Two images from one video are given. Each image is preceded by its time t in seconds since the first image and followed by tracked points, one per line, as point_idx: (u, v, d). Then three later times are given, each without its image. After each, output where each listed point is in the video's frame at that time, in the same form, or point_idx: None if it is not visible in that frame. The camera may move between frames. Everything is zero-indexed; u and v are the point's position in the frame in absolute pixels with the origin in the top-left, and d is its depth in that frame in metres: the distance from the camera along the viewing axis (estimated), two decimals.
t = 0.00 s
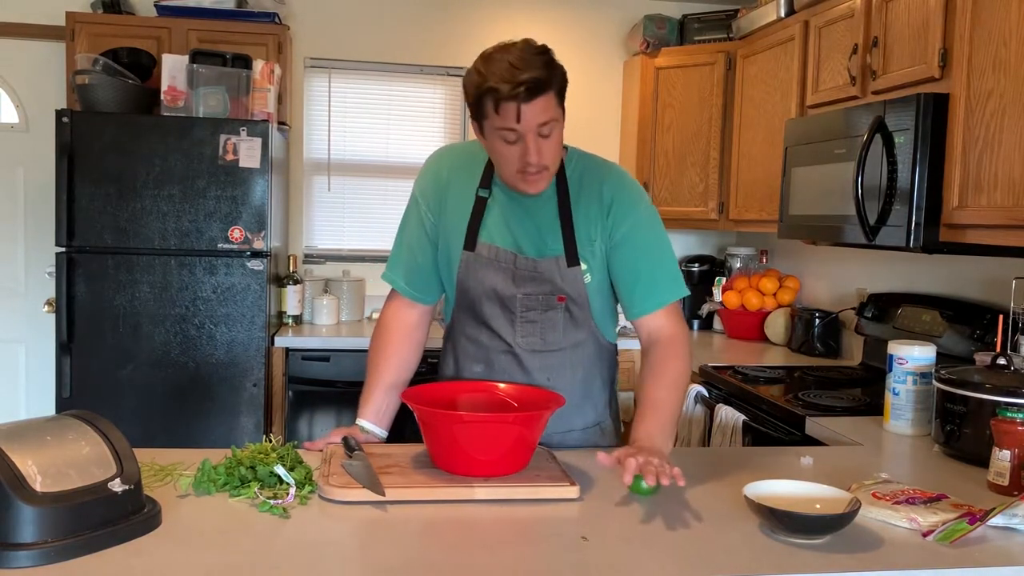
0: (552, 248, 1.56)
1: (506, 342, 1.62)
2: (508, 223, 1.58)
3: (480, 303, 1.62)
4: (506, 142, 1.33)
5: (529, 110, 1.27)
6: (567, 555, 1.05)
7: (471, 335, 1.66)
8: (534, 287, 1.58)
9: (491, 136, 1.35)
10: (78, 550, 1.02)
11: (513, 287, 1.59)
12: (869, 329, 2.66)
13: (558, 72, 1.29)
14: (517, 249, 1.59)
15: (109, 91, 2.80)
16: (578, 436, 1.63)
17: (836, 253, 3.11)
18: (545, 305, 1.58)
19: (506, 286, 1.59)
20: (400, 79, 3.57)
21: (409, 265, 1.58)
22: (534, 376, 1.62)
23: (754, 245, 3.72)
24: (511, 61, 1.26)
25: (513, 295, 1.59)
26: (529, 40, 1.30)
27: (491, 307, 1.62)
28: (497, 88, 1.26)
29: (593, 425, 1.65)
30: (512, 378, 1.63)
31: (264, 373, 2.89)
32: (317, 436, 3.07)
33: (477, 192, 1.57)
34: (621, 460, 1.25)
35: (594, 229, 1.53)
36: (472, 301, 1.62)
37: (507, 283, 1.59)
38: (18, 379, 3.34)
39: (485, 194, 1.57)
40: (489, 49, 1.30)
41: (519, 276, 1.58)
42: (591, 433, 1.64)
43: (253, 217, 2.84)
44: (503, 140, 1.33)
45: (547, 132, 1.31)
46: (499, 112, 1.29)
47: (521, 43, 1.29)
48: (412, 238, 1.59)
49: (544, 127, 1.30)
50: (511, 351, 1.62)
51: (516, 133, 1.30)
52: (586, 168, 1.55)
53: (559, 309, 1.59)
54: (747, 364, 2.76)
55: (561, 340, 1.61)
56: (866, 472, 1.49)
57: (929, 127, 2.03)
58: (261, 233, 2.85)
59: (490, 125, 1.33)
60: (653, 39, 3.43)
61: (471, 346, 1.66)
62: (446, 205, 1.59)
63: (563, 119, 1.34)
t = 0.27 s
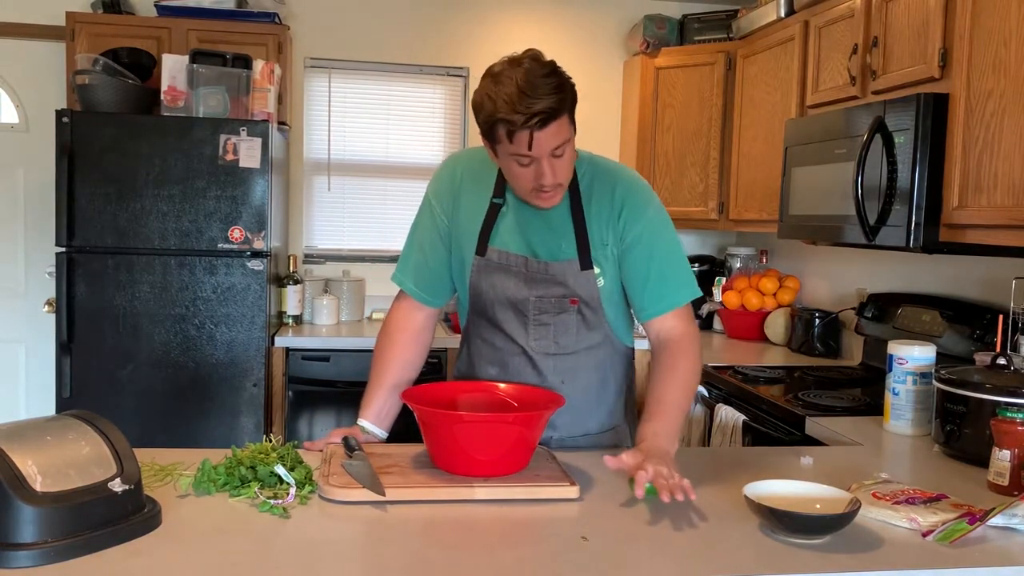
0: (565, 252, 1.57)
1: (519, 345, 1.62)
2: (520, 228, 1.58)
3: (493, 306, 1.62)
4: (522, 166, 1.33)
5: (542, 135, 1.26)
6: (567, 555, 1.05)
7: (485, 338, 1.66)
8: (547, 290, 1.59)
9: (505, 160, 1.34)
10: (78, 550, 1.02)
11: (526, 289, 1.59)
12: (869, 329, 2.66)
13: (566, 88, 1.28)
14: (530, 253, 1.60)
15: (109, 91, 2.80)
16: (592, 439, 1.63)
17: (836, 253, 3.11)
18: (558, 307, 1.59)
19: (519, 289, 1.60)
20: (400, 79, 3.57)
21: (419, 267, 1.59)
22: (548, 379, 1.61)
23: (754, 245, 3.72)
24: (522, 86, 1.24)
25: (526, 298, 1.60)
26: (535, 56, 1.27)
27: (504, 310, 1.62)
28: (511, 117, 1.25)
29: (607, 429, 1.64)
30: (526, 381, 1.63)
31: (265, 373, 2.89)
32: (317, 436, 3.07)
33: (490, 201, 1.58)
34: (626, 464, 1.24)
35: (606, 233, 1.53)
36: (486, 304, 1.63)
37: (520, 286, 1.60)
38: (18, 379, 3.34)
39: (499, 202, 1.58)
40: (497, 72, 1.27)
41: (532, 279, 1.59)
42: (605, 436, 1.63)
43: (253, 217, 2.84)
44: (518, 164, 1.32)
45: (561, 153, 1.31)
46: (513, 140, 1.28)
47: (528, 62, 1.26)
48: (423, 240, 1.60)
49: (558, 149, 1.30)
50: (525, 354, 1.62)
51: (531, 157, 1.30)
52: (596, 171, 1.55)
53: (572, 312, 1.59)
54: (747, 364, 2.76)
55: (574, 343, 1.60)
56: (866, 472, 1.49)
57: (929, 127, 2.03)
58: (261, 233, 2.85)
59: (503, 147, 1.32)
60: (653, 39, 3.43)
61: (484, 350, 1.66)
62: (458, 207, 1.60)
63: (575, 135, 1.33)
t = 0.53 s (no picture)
0: (568, 253, 1.57)
1: (521, 346, 1.62)
2: (521, 229, 1.58)
3: (495, 308, 1.63)
4: (515, 170, 1.33)
5: (534, 141, 1.26)
6: (567, 555, 1.05)
7: (489, 340, 1.67)
8: (547, 292, 1.59)
9: (500, 163, 1.34)
10: (78, 550, 1.02)
11: (526, 291, 1.59)
12: (869, 329, 2.66)
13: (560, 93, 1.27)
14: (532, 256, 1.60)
15: (109, 91, 2.80)
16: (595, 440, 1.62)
17: (836, 253, 3.11)
18: (559, 309, 1.59)
19: (520, 291, 1.60)
20: (400, 79, 3.57)
21: (423, 268, 1.60)
22: (551, 380, 1.61)
23: (754, 245, 3.72)
24: (515, 91, 1.24)
25: (527, 299, 1.60)
26: (531, 61, 1.27)
27: (506, 312, 1.62)
28: (502, 122, 1.25)
29: (611, 429, 1.64)
30: (529, 382, 1.63)
31: (265, 373, 2.89)
32: (317, 436, 3.07)
33: (493, 203, 1.58)
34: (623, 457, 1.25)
35: (609, 234, 1.53)
36: (488, 306, 1.63)
37: (520, 288, 1.60)
38: (18, 379, 3.34)
39: (501, 203, 1.57)
40: (491, 75, 1.27)
41: (532, 281, 1.59)
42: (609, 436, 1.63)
43: (253, 217, 2.84)
44: (512, 168, 1.33)
45: (555, 158, 1.31)
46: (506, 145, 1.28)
47: (523, 66, 1.25)
48: (427, 241, 1.61)
49: (552, 155, 1.30)
50: (528, 356, 1.62)
51: (523, 162, 1.30)
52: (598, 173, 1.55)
53: (573, 313, 1.59)
54: (747, 364, 2.76)
55: (576, 344, 1.60)
56: (866, 472, 1.49)
57: (929, 127, 2.03)
58: (261, 233, 2.85)
59: (496, 152, 1.32)
60: (653, 39, 3.43)
61: (488, 351, 1.67)
62: (463, 208, 1.61)
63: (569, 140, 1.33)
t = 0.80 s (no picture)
0: (569, 256, 1.58)
1: (524, 347, 1.63)
2: (522, 231, 1.59)
3: (498, 309, 1.63)
4: (501, 184, 1.35)
5: (512, 159, 1.27)
6: (568, 555, 1.05)
7: (492, 341, 1.67)
8: (550, 293, 1.59)
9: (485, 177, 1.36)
10: (78, 550, 1.02)
11: (530, 292, 1.60)
12: (869, 329, 2.67)
13: (537, 105, 1.26)
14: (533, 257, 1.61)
15: (109, 91, 2.80)
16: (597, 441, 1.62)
17: (837, 253, 3.11)
18: (562, 310, 1.59)
19: (524, 292, 1.60)
20: (399, 79, 3.57)
21: (426, 269, 1.60)
22: (553, 381, 1.61)
23: (754, 245, 3.72)
24: (489, 111, 1.23)
25: (530, 301, 1.60)
26: (507, 75, 1.25)
27: (509, 314, 1.63)
28: (479, 145, 1.25)
29: (613, 430, 1.64)
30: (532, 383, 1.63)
31: (265, 373, 2.89)
32: (317, 436, 3.07)
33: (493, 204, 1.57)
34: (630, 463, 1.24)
35: (607, 235, 1.53)
36: (491, 308, 1.64)
37: (523, 289, 1.60)
38: (18, 379, 3.34)
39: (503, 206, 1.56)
40: (467, 92, 1.27)
41: (536, 282, 1.60)
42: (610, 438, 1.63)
43: (253, 217, 2.84)
44: (497, 182, 1.34)
45: (537, 171, 1.32)
46: (486, 165, 1.29)
47: (497, 82, 1.24)
48: (431, 242, 1.62)
49: (533, 168, 1.31)
50: (530, 357, 1.62)
51: (507, 178, 1.32)
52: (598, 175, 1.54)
53: (576, 314, 1.59)
54: (747, 364, 2.76)
55: (579, 345, 1.60)
56: (866, 472, 1.49)
57: (929, 127, 2.03)
58: (261, 233, 2.85)
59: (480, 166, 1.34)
60: (653, 39, 3.43)
61: (492, 352, 1.67)
62: (464, 208, 1.61)
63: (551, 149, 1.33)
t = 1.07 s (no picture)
0: (566, 256, 1.57)
1: (521, 348, 1.63)
2: (519, 232, 1.59)
3: (496, 310, 1.64)
4: (491, 187, 1.35)
5: (499, 162, 1.27)
6: (568, 555, 1.05)
7: (490, 342, 1.67)
8: (547, 294, 1.59)
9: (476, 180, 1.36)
10: (78, 550, 1.02)
11: (526, 293, 1.60)
12: (869, 329, 2.67)
13: (524, 108, 1.26)
14: (530, 258, 1.61)
15: (109, 91, 2.80)
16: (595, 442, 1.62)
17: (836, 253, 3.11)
18: (558, 311, 1.59)
19: (520, 293, 1.61)
20: (399, 79, 3.57)
21: (425, 269, 1.60)
22: (551, 382, 1.61)
23: (754, 245, 3.72)
24: (476, 114, 1.24)
25: (527, 301, 1.60)
26: (496, 78, 1.25)
27: (506, 315, 1.63)
28: (465, 148, 1.26)
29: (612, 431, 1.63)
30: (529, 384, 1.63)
31: (265, 373, 2.89)
32: (317, 436, 3.07)
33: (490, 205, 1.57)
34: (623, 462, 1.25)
35: (606, 236, 1.53)
36: (489, 308, 1.64)
37: (520, 290, 1.61)
38: (18, 379, 3.34)
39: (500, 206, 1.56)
40: (457, 95, 1.28)
41: (532, 283, 1.60)
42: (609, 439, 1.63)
43: (253, 217, 2.84)
44: (486, 185, 1.35)
45: (525, 174, 1.32)
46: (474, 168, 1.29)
47: (485, 86, 1.24)
48: (431, 242, 1.62)
49: (521, 170, 1.31)
50: (528, 358, 1.62)
51: (496, 181, 1.32)
52: (595, 175, 1.54)
53: (572, 315, 1.59)
54: (747, 364, 2.76)
55: (576, 346, 1.60)
56: (866, 472, 1.49)
57: (929, 127, 2.03)
58: (261, 233, 2.85)
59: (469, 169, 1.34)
60: (653, 39, 3.43)
61: (490, 353, 1.67)
62: (463, 208, 1.61)
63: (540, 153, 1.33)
